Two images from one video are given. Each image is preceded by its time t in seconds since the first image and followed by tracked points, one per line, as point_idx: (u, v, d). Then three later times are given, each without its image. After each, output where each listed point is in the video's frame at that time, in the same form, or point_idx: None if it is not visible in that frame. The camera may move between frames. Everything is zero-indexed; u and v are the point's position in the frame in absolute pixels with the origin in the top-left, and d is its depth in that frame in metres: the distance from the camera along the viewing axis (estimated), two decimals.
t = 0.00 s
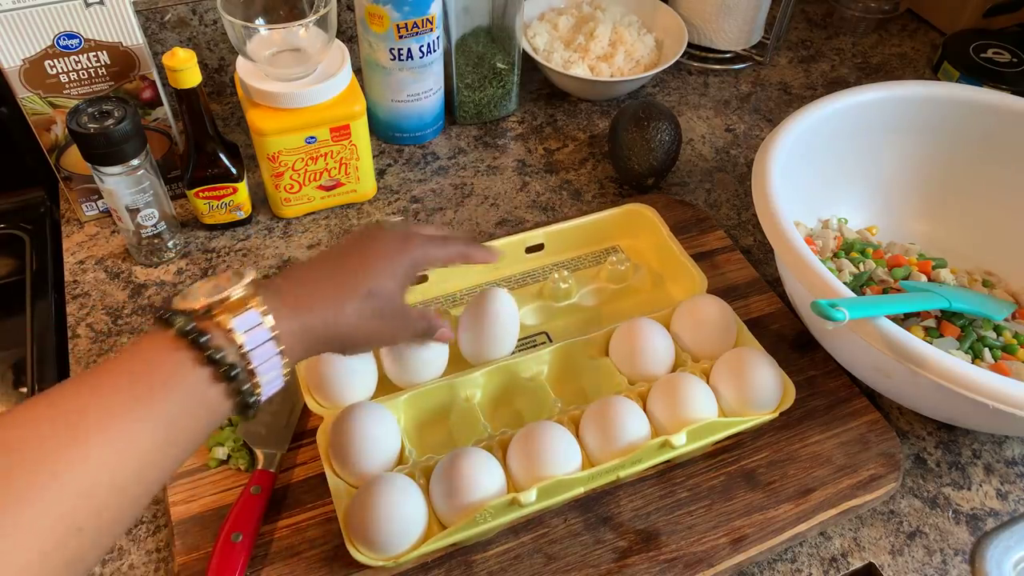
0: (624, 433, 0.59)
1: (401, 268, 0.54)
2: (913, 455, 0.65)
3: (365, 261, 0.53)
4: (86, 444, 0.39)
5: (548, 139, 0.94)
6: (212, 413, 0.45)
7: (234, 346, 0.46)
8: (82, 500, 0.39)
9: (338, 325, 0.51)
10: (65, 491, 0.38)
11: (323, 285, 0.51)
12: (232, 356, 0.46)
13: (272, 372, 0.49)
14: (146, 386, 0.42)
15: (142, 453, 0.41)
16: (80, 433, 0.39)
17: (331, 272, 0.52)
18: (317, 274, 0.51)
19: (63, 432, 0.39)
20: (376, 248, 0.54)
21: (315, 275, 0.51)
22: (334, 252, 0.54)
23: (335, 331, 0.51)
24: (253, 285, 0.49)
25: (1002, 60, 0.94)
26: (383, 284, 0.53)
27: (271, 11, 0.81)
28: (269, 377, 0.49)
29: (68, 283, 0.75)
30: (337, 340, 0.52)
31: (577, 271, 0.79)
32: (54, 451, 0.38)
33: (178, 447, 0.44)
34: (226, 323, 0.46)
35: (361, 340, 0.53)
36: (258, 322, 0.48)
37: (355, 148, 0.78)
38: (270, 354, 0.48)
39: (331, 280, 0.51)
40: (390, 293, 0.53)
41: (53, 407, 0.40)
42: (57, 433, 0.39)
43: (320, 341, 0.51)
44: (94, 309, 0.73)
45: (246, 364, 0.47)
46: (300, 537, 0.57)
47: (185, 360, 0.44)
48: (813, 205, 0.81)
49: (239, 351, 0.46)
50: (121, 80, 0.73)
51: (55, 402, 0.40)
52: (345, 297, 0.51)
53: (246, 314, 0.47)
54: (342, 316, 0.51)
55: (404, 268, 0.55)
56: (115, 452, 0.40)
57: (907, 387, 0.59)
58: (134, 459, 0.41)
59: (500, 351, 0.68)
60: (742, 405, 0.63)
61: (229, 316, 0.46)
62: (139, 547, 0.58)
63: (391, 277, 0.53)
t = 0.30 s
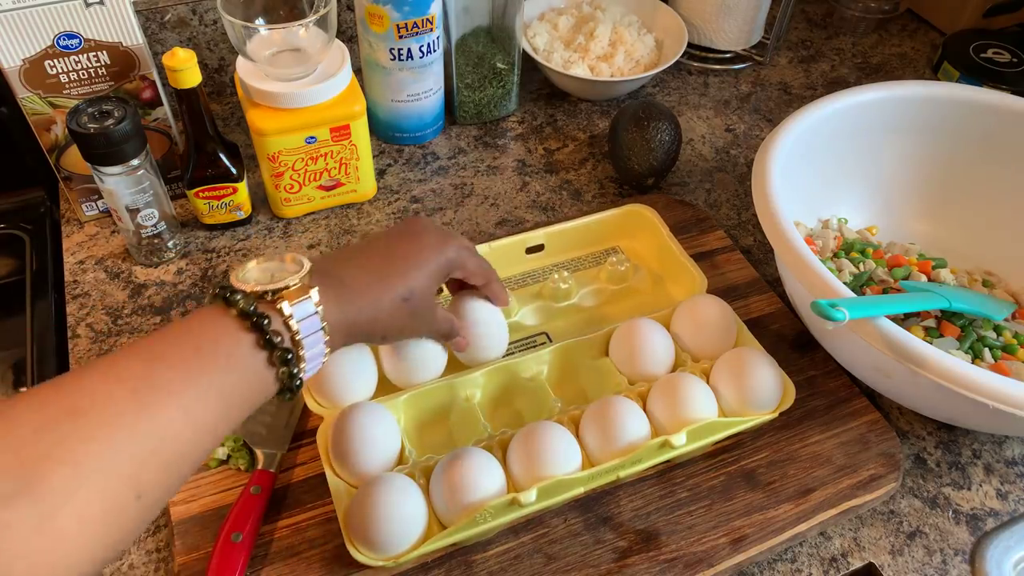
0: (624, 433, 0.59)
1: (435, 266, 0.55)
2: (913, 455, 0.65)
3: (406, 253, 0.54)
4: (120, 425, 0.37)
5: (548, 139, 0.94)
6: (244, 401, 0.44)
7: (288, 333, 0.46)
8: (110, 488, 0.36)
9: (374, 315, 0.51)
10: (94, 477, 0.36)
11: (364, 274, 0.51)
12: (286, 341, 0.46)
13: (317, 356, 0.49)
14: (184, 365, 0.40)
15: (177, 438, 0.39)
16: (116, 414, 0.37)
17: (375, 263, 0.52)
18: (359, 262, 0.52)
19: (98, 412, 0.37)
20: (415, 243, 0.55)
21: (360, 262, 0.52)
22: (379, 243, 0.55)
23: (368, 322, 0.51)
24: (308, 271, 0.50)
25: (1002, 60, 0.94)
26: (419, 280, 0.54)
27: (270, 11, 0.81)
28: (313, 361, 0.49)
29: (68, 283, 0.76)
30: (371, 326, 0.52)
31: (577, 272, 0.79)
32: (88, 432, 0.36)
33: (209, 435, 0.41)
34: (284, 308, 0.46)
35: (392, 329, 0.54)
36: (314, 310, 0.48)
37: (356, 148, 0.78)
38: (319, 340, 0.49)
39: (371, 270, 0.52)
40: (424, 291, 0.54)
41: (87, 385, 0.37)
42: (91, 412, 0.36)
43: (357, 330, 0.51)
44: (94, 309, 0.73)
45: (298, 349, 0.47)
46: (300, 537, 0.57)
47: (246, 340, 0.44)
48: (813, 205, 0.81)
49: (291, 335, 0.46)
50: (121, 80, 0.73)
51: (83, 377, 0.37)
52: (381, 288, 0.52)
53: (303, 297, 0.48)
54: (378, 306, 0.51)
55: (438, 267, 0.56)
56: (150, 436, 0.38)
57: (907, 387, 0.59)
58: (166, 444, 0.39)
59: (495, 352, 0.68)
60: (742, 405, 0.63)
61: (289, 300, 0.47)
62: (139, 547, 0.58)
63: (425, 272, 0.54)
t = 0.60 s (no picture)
0: (624, 433, 0.59)
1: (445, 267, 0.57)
2: (913, 455, 0.65)
3: (420, 254, 0.55)
4: (131, 425, 0.36)
5: (548, 139, 0.94)
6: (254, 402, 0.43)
7: (298, 330, 0.46)
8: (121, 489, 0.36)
9: (385, 313, 0.52)
10: (105, 479, 0.35)
11: (377, 272, 0.52)
12: (295, 337, 0.46)
13: (327, 351, 0.49)
14: (193, 366, 0.40)
15: (186, 440, 0.38)
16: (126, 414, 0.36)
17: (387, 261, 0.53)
18: (370, 260, 0.53)
19: (108, 412, 0.36)
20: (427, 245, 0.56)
21: (372, 260, 0.53)
22: (389, 241, 0.55)
23: (378, 320, 0.52)
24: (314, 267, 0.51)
25: (1002, 60, 0.94)
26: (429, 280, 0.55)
27: (270, 11, 0.81)
28: (322, 357, 0.49)
29: (68, 283, 0.76)
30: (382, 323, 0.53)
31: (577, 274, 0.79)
32: (98, 432, 0.35)
33: (218, 437, 0.40)
34: (292, 305, 0.46)
35: (401, 327, 0.55)
36: (323, 306, 0.48)
37: (356, 148, 0.78)
38: (328, 337, 0.49)
39: (382, 270, 0.52)
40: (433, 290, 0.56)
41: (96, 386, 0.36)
42: (104, 412, 0.36)
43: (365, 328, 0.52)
44: (94, 309, 0.73)
45: (307, 345, 0.47)
46: (300, 537, 0.57)
47: (252, 339, 0.43)
48: (813, 205, 0.81)
49: (300, 332, 0.46)
50: (121, 80, 0.73)
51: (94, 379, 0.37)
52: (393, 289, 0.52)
53: (310, 292, 0.48)
54: (389, 304, 0.52)
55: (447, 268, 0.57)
56: (160, 437, 0.37)
57: (906, 387, 0.59)
58: (175, 445, 0.38)
59: (495, 352, 0.68)
60: (742, 405, 0.63)
61: (296, 296, 0.47)
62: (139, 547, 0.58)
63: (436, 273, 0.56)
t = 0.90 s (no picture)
0: (624, 433, 0.59)
1: (456, 257, 0.58)
2: (913, 455, 0.65)
3: (429, 246, 0.57)
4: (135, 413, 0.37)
5: (548, 139, 0.94)
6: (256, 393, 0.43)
7: (301, 316, 0.47)
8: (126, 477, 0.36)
9: (392, 300, 0.54)
10: (110, 467, 0.35)
11: (387, 263, 0.54)
12: (299, 323, 0.47)
13: (334, 338, 0.50)
14: (195, 356, 0.41)
15: (190, 429, 0.39)
16: (130, 403, 0.37)
17: (395, 251, 0.55)
18: (377, 252, 0.54)
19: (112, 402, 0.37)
20: (436, 237, 0.58)
21: (382, 252, 0.55)
22: (400, 233, 0.57)
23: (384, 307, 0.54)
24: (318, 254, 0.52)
25: (1002, 60, 0.94)
26: (438, 270, 0.56)
27: (270, 11, 0.81)
28: (329, 343, 0.50)
29: (68, 283, 0.76)
30: (390, 310, 0.55)
31: (577, 271, 0.79)
32: (102, 421, 0.36)
33: (220, 427, 0.41)
34: (294, 291, 0.47)
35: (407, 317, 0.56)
36: (327, 292, 0.49)
37: (356, 148, 0.78)
38: (333, 323, 0.50)
39: (390, 260, 0.54)
40: (442, 280, 0.57)
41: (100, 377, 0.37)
42: (105, 404, 0.36)
43: (371, 315, 0.53)
44: (94, 309, 0.73)
45: (311, 330, 0.48)
46: (300, 537, 0.57)
47: (257, 325, 0.44)
48: (813, 205, 0.81)
49: (302, 317, 0.47)
50: (121, 80, 0.73)
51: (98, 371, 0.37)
52: (401, 278, 0.54)
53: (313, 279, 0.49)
54: (396, 292, 0.54)
55: (458, 258, 0.58)
56: (164, 425, 0.38)
57: (906, 387, 0.59)
58: (177, 435, 0.39)
59: (495, 352, 0.68)
60: (742, 405, 0.63)
61: (299, 283, 0.48)
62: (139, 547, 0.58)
63: (445, 263, 0.57)
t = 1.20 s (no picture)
0: (624, 433, 0.59)
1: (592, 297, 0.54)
2: (913, 455, 0.65)
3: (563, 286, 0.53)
4: (287, 438, 0.36)
5: (548, 139, 0.94)
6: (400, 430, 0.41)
7: (449, 357, 0.45)
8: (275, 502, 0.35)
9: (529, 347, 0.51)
10: (258, 491, 0.35)
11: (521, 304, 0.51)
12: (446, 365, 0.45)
13: (476, 380, 0.47)
14: (352, 384, 0.39)
15: (337, 460, 0.38)
16: (282, 427, 0.36)
17: (531, 292, 0.52)
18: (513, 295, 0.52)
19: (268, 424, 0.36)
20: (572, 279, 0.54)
21: (519, 294, 0.52)
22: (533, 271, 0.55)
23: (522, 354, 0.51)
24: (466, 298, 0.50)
25: (1002, 60, 0.94)
26: (575, 313, 0.53)
27: (270, 11, 0.81)
28: (468, 384, 0.47)
29: (68, 283, 0.76)
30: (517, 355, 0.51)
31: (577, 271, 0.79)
32: (253, 446, 0.35)
33: (364, 461, 0.39)
34: (444, 331, 0.45)
35: (547, 364, 0.52)
36: (474, 336, 0.47)
37: (356, 148, 0.78)
38: (476, 366, 0.47)
39: (529, 302, 0.51)
40: (579, 322, 0.53)
41: (262, 397, 0.37)
42: (264, 427, 0.36)
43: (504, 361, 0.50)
44: (94, 309, 0.73)
45: (457, 373, 0.45)
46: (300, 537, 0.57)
47: (403, 363, 0.42)
48: (814, 205, 0.81)
49: (450, 359, 0.45)
50: (122, 80, 0.73)
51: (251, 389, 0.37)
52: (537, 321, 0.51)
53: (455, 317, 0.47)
54: (534, 337, 0.51)
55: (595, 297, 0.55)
56: (313, 453, 0.37)
57: (906, 387, 0.59)
58: (324, 464, 0.37)
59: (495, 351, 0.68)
60: (742, 405, 0.63)
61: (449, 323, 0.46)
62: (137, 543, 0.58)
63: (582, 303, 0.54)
